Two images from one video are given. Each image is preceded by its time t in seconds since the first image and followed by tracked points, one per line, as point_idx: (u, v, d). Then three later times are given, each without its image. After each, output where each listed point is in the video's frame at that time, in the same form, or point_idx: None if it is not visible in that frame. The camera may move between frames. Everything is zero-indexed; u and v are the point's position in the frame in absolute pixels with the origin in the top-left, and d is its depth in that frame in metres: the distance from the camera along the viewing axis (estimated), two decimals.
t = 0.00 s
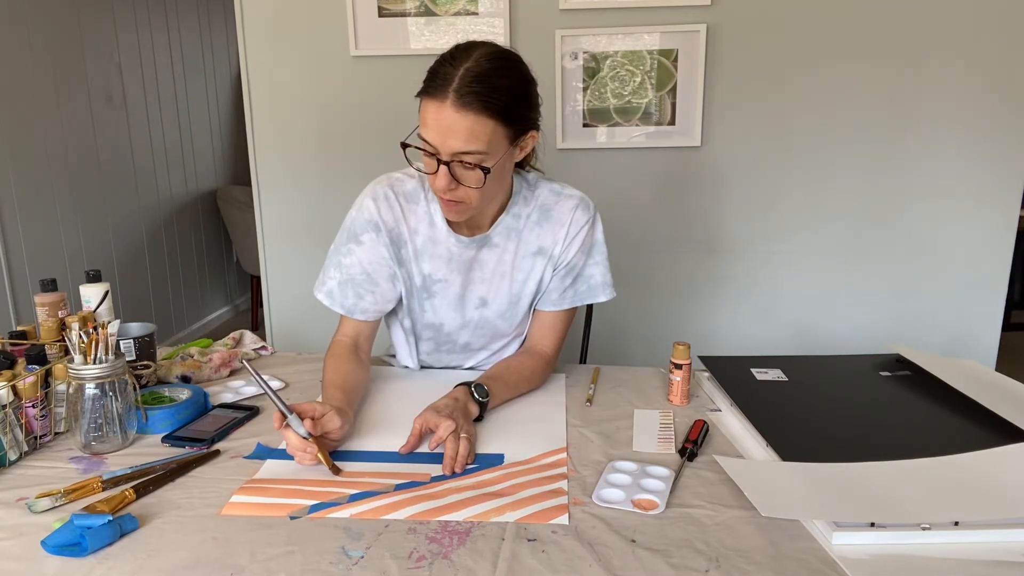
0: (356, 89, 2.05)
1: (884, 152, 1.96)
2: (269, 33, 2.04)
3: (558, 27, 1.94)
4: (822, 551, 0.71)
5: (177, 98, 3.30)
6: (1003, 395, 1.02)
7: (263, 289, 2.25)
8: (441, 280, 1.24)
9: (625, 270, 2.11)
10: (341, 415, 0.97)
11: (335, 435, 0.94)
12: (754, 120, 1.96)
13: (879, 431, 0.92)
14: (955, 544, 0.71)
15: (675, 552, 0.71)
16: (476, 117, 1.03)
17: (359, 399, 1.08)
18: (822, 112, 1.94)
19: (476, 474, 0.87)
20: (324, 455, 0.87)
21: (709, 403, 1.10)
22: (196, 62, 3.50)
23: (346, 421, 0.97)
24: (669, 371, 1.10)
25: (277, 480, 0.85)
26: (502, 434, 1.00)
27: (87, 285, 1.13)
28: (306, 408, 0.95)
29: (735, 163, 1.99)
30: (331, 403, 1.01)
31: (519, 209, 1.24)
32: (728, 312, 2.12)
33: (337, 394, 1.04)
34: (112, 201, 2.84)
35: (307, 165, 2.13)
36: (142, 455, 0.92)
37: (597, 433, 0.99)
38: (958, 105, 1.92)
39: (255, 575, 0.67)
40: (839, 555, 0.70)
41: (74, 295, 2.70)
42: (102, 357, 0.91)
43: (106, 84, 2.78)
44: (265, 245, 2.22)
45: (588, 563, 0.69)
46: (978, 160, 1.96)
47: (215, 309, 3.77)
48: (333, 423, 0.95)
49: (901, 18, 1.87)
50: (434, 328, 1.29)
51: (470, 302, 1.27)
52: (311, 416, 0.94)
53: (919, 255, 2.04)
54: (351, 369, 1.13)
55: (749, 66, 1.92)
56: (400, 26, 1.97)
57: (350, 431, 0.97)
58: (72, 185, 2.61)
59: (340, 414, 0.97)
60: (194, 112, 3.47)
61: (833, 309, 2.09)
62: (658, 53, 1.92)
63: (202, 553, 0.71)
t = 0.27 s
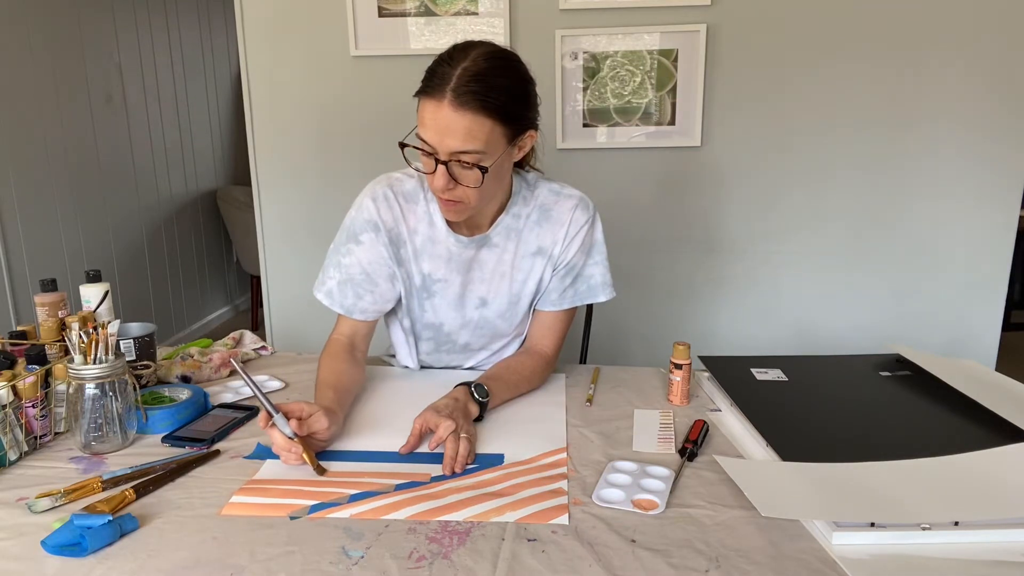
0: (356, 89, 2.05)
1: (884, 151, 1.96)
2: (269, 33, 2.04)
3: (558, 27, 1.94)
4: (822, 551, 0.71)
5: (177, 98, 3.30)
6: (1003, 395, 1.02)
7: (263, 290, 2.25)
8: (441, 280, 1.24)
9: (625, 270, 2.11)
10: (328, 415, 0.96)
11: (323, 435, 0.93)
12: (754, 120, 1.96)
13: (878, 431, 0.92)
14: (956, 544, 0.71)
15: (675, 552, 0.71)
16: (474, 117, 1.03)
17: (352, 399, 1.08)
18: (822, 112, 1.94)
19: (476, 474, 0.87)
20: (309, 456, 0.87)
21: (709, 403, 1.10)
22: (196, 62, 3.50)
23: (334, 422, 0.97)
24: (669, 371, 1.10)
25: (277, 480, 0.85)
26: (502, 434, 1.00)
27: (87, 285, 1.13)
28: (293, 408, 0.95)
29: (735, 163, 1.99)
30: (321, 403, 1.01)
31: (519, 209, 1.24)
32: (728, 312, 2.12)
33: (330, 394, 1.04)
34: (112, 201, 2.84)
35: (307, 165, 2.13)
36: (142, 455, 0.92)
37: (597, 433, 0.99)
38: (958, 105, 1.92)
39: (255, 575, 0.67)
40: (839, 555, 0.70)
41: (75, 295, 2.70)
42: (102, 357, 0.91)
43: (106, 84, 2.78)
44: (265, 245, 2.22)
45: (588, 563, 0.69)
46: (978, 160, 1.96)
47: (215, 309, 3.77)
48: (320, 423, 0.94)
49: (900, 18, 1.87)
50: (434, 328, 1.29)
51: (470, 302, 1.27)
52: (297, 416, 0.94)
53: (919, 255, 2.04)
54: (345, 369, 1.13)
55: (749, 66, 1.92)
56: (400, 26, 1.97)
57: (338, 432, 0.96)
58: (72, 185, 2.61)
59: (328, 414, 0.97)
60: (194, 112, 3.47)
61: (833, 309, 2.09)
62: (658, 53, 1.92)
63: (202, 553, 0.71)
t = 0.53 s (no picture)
0: (356, 89, 2.05)
1: (884, 151, 1.96)
2: (269, 33, 2.04)
3: (558, 27, 1.94)
4: (822, 551, 0.71)
5: (177, 98, 3.30)
6: (1003, 395, 1.02)
7: (263, 290, 2.25)
8: (440, 280, 1.24)
9: (625, 270, 2.11)
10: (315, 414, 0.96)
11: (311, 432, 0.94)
12: (754, 120, 1.96)
13: (879, 431, 0.92)
14: (955, 544, 0.71)
15: (675, 552, 0.71)
16: (471, 116, 1.03)
17: (344, 399, 1.08)
18: (821, 112, 1.94)
19: (476, 474, 0.87)
20: (292, 455, 0.87)
21: (709, 403, 1.10)
22: (196, 62, 3.50)
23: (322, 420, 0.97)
24: (669, 371, 1.10)
25: (276, 480, 0.85)
26: (502, 434, 1.00)
27: (87, 285, 1.13)
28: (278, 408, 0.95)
29: (735, 163, 1.99)
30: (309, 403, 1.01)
31: (518, 209, 1.24)
32: (728, 312, 2.12)
33: (321, 394, 1.04)
34: (113, 201, 2.85)
35: (307, 166, 2.13)
36: (142, 455, 0.92)
37: (597, 433, 0.99)
38: (958, 105, 1.92)
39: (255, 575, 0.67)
40: (839, 555, 0.70)
41: (74, 295, 2.70)
42: (102, 357, 0.91)
43: (106, 84, 2.78)
44: (265, 245, 2.22)
45: (588, 563, 0.69)
46: (979, 160, 1.96)
47: (215, 309, 3.77)
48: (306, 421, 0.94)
49: (900, 18, 1.87)
50: (434, 328, 1.29)
51: (470, 302, 1.27)
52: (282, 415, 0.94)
53: (919, 255, 2.04)
54: (340, 369, 1.13)
55: (749, 66, 1.92)
56: (400, 26, 1.97)
57: (324, 431, 0.96)
58: (72, 185, 2.61)
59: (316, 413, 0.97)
60: (194, 112, 3.47)
61: (833, 309, 2.09)
62: (658, 53, 1.92)
63: (202, 553, 0.71)
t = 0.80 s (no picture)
0: (356, 89, 2.05)
1: (884, 151, 1.96)
2: (269, 33, 2.04)
3: (558, 27, 1.94)
4: (822, 551, 0.71)
5: (177, 98, 3.30)
6: (1003, 395, 1.02)
7: (263, 290, 2.25)
8: (439, 280, 1.24)
9: (626, 271, 2.11)
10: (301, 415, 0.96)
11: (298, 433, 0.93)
12: (754, 120, 1.96)
13: (879, 431, 0.92)
14: (956, 544, 0.71)
15: (675, 552, 0.71)
16: (467, 116, 1.03)
17: (335, 400, 1.08)
18: (821, 112, 1.94)
19: (476, 474, 0.87)
20: (274, 455, 0.87)
21: (709, 403, 1.10)
22: (196, 61, 3.50)
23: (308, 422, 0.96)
24: (669, 371, 1.10)
25: (277, 480, 0.85)
26: (502, 434, 1.00)
27: (87, 285, 1.13)
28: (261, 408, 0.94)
29: (734, 164, 1.99)
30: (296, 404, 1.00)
31: (517, 209, 1.24)
32: (728, 312, 2.12)
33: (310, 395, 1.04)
34: (113, 201, 2.85)
35: (307, 166, 2.13)
36: (142, 455, 0.92)
37: (597, 433, 0.99)
38: (958, 105, 1.92)
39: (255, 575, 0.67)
40: (839, 555, 0.70)
41: (74, 295, 2.70)
42: (102, 357, 0.91)
43: (106, 84, 2.78)
44: (265, 245, 2.22)
45: (588, 563, 0.69)
46: (978, 160, 1.96)
47: (215, 309, 3.77)
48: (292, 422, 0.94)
49: (900, 18, 1.87)
50: (434, 328, 1.29)
51: (469, 302, 1.26)
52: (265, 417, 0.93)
53: (919, 255, 2.04)
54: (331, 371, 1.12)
55: (749, 66, 1.92)
56: (400, 26, 1.97)
57: (310, 431, 0.96)
58: (72, 185, 2.61)
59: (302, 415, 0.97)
60: (193, 112, 3.47)
61: (833, 309, 2.09)
62: (658, 53, 1.92)
63: (202, 553, 0.71)
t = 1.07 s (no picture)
0: (356, 89, 2.05)
1: (884, 151, 1.96)
2: (270, 33, 2.04)
3: (558, 27, 1.94)
4: (822, 551, 0.71)
5: (177, 98, 3.30)
6: (1003, 395, 1.02)
7: (263, 290, 2.25)
8: (438, 280, 1.24)
9: (626, 271, 2.11)
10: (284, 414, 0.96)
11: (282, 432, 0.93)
12: (754, 120, 1.96)
13: (879, 431, 0.93)
14: (956, 544, 0.71)
15: (675, 552, 0.71)
16: (464, 116, 1.03)
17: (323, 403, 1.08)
18: (822, 112, 1.94)
19: (476, 474, 0.87)
20: (254, 455, 0.87)
21: (709, 404, 1.10)
22: (196, 62, 3.50)
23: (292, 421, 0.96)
24: (670, 371, 1.10)
25: (277, 480, 0.85)
26: (502, 434, 1.00)
27: (87, 285, 1.13)
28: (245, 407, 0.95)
29: (734, 164, 1.99)
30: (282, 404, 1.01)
31: (515, 209, 1.24)
32: (728, 312, 2.12)
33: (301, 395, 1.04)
34: (113, 201, 2.85)
35: (307, 166, 2.13)
36: (142, 455, 0.92)
37: (597, 433, 0.99)
38: (958, 105, 1.92)
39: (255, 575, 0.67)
40: (839, 555, 0.70)
41: (74, 295, 2.70)
42: (101, 357, 0.91)
43: (106, 84, 2.78)
44: (265, 245, 2.22)
45: (588, 563, 0.69)
46: (978, 160, 1.96)
47: (215, 309, 3.77)
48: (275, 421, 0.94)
49: (900, 18, 1.87)
50: (433, 329, 1.29)
51: (468, 302, 1.26)
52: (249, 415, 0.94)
53: (919, 255, 2.04)
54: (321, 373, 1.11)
55: (749, 66, 1.92)
56: (400, 26, 1.97)
57: (294, 432, 0.96)
58: (71, 185, 2.61)
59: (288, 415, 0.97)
60: (193, 112, 3.47)
61: (833, 309, 2.09)
62: (658, 53, 1.92)
63: (202, 553, 0.71)
